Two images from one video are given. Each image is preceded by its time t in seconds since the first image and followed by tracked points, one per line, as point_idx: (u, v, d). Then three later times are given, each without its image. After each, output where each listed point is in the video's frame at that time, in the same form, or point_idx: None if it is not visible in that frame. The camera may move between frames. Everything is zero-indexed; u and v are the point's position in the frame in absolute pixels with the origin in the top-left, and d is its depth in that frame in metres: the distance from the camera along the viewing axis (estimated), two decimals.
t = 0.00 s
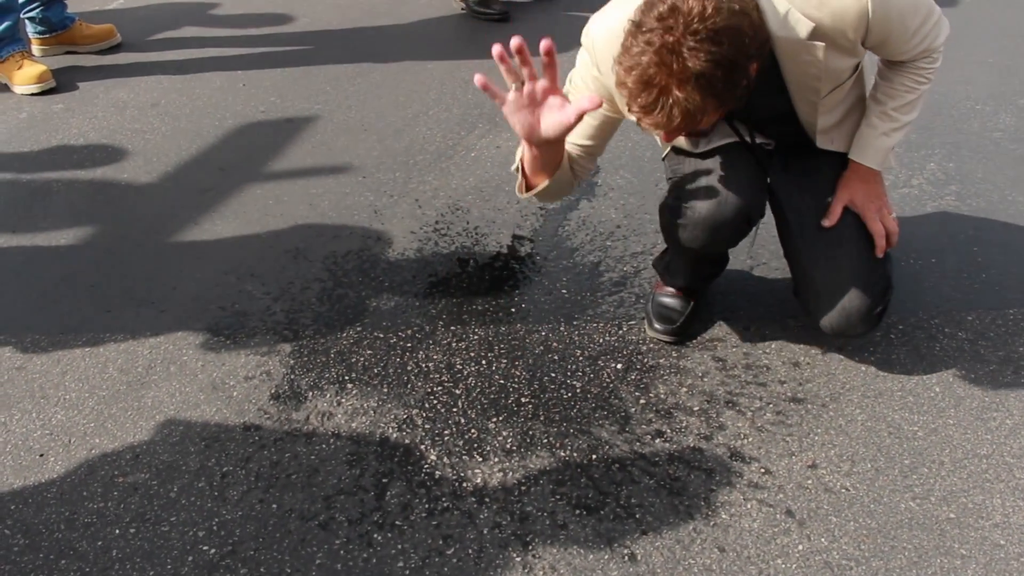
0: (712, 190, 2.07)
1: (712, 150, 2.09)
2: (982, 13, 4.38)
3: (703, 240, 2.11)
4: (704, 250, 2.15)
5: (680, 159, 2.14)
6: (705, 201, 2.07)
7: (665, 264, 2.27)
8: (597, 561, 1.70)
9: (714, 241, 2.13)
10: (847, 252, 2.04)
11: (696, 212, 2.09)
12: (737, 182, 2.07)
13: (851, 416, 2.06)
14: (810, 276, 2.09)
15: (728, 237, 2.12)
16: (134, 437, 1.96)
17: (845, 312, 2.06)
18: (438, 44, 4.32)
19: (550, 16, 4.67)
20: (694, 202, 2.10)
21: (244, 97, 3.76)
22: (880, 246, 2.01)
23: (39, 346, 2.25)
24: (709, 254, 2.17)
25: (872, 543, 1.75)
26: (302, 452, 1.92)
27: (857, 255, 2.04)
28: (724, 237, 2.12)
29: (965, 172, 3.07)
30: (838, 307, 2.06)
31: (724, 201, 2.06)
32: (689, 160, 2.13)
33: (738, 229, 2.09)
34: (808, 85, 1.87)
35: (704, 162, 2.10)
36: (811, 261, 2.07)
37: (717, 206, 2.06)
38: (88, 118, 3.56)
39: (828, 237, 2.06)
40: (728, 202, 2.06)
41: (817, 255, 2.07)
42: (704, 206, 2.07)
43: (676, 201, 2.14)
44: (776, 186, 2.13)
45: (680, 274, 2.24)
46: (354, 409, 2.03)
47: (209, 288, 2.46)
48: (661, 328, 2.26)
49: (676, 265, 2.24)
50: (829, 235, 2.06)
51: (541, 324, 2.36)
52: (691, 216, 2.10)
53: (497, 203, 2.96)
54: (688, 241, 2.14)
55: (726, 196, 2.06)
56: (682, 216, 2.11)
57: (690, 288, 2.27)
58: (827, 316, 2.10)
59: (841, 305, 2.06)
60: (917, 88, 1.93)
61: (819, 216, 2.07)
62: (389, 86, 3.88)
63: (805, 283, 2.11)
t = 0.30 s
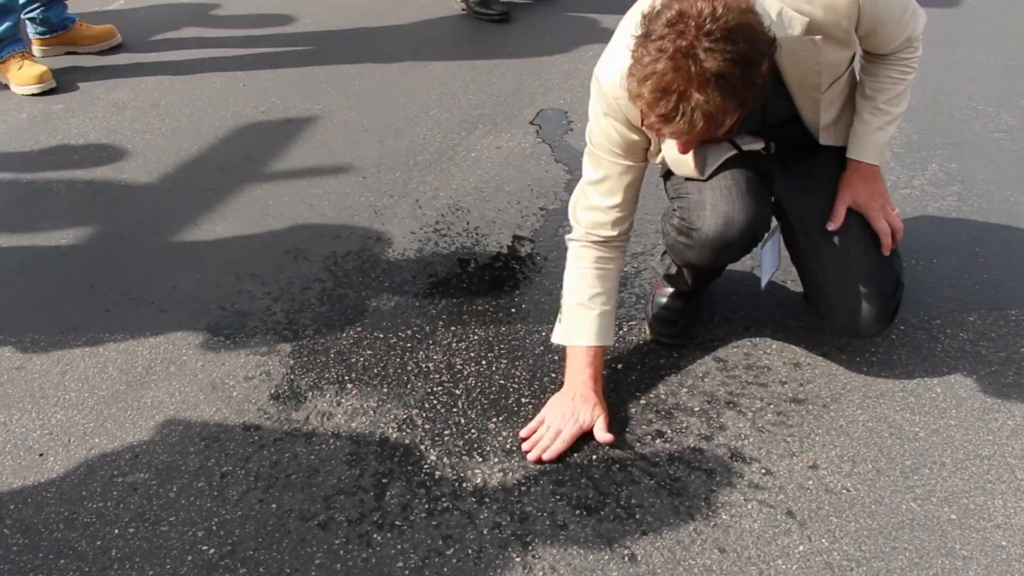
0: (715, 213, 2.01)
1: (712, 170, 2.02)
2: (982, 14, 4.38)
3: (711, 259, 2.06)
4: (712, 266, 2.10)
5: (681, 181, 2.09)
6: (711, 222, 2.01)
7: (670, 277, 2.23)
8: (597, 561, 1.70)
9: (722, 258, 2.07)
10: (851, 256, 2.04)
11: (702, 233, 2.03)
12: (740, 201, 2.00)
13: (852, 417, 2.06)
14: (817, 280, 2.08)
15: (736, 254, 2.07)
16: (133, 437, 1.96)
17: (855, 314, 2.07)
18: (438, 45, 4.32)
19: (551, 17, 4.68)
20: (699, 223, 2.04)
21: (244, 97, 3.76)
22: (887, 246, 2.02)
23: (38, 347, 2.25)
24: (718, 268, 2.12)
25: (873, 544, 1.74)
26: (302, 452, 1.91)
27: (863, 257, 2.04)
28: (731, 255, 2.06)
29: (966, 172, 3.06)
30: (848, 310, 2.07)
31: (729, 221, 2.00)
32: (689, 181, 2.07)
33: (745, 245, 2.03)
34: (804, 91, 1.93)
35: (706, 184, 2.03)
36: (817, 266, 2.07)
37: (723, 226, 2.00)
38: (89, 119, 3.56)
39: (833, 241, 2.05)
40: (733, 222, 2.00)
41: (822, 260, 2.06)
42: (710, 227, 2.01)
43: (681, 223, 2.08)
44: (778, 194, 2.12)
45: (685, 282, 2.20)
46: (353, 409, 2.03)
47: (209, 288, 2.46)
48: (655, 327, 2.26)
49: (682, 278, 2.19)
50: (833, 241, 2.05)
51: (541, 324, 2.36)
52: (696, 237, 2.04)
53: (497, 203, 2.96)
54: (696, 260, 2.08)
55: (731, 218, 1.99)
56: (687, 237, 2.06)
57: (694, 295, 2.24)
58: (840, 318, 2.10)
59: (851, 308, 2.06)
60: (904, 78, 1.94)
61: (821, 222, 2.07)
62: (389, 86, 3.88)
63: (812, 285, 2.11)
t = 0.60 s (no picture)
0: (710, 180, 2.02)
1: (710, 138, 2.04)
2: (974, 21, 4.41)
3: (704, 230, 2.07)
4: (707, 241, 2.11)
5: (681, 146, 2.10)
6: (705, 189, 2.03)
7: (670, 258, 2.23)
8: (588, 567, 1.69)
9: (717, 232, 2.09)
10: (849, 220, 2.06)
11: (695, 201, 2.04)
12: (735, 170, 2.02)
13: (844, 422, 2.06)
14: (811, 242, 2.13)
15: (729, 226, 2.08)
16: (124, 442, 1.95)
17: (846, 279, 2.13)
18: (433, 49, 4.33)
19: (545, 23, 4.70)
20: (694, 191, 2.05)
21: (238, 101, 3.76)
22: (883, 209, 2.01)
23: (29, 350, 2.24)
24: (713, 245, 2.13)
25: (865, 549, 1.74)
26: (294, 457, 1.91)
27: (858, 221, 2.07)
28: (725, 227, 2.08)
29: (957, 179, 3.08)
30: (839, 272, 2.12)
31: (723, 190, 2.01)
32: (687, 150, 2.08)
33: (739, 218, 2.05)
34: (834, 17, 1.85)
35: (703, 153, 2.05)
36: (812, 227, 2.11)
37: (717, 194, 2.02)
38: (82, 122, 3.55)
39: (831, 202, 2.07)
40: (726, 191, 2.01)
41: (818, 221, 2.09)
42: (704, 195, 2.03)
43: (678, 191, 2.10)
44: (781, 145, 2.12)
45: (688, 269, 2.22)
46: (345, 415, 2.03)
47: (202, 292, 2.45)
48: (653, 334, 2.27)
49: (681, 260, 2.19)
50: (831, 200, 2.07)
51: (533, 329, 2.36)
52: (690, 204, 2.06)
53: (491, 208, 2.97)
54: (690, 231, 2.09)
55: (724, 187, 2.01)
56: (682, 205, 2.08)
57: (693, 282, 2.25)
58: (823, 276, 2.16)
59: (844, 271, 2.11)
60: (925, 49, 1.97)
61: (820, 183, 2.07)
62: (383, 90, 3.89)
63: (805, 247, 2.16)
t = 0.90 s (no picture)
0: (710, 111, 1.98)
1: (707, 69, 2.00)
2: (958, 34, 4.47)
3: (707, 166, 2.03)
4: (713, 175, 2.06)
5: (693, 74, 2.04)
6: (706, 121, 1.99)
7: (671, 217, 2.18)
8: None
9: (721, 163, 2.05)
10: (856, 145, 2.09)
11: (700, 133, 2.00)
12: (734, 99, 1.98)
13: (829, 433, 2.07)
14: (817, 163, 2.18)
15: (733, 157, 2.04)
16: (109, 453, 1.94)
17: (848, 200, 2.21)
18: (421, 59, 4.35)
19: (532, 34, 4.73)
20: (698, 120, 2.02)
21: (225, 111, 3.76)
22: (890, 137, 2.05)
23: (13, 361, 2.22)
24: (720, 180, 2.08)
25: (850, 559, 1.75)
26: (280, 468, 1.90)
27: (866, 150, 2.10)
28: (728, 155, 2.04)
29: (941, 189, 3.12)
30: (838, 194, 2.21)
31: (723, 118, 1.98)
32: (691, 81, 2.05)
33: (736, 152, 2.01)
34: None
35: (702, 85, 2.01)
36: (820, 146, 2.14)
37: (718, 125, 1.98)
38: (68, 131, 3.54)
39: (844, 119, 2.08)
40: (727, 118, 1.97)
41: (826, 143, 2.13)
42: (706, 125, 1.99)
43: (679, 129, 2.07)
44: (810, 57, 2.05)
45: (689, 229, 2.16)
46: (331, 425, 2.02)
47: (189, 302, 2.45)
48: (639, 343, 2.28)
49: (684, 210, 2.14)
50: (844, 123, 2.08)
51: (520, 340, 2.37)
52: (694, 139, 2.01)
53: (478, 219, 2.98)
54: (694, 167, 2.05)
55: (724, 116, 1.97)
56: (685, 143, 2.05)
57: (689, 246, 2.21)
58: (823, 187, 2.22)
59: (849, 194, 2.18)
60: None
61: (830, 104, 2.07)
62: (370, 99, 3.90)
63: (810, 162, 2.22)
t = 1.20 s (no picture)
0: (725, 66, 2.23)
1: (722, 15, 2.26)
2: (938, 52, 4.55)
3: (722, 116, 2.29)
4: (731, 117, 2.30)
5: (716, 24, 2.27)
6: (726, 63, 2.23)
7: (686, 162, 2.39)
8: None
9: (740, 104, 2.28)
10: (882, 66, 2.23)
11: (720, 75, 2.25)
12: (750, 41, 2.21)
13: (813, 447, 2.09)
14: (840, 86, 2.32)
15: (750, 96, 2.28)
16: (95, 472, 1.94)
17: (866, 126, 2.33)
18: (407, 77, 4.38)
19: (517, 53, 4.78)
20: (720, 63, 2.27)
21: (211, 128, 3.77)
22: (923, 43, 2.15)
23: None
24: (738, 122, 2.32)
25: (835, 573, 1.77)
26: (266, 486, 1.90)
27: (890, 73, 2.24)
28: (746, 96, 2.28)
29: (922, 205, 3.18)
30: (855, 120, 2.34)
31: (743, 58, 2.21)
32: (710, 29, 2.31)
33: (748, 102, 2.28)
34: None
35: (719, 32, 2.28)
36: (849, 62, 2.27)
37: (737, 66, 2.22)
38: (53, 149, 3.53)
39: (876, 42, 2.21)
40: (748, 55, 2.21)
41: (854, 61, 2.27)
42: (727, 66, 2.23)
43: (705, 75, 2.31)
44: None
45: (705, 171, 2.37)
46: (317, 443, 2.02)
47: (176, 320, 2.45)
48: (641, 312, 2.49)
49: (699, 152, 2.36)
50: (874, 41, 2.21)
51: (505, 356, 2.39)
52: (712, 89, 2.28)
53: (463, 236, 3.00)
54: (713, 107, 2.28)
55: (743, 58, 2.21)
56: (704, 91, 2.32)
57: (700, 193, 2.43)
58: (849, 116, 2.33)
59: (871, 117, 2.30)
60: None
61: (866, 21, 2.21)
62: (356, 116, 3.92)
63: (835, 87, 2.35)
